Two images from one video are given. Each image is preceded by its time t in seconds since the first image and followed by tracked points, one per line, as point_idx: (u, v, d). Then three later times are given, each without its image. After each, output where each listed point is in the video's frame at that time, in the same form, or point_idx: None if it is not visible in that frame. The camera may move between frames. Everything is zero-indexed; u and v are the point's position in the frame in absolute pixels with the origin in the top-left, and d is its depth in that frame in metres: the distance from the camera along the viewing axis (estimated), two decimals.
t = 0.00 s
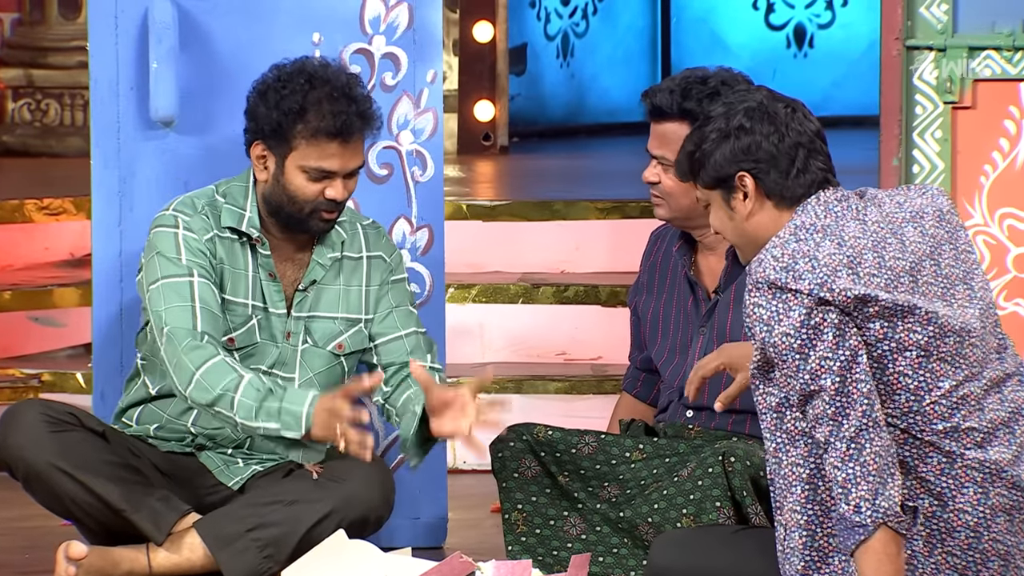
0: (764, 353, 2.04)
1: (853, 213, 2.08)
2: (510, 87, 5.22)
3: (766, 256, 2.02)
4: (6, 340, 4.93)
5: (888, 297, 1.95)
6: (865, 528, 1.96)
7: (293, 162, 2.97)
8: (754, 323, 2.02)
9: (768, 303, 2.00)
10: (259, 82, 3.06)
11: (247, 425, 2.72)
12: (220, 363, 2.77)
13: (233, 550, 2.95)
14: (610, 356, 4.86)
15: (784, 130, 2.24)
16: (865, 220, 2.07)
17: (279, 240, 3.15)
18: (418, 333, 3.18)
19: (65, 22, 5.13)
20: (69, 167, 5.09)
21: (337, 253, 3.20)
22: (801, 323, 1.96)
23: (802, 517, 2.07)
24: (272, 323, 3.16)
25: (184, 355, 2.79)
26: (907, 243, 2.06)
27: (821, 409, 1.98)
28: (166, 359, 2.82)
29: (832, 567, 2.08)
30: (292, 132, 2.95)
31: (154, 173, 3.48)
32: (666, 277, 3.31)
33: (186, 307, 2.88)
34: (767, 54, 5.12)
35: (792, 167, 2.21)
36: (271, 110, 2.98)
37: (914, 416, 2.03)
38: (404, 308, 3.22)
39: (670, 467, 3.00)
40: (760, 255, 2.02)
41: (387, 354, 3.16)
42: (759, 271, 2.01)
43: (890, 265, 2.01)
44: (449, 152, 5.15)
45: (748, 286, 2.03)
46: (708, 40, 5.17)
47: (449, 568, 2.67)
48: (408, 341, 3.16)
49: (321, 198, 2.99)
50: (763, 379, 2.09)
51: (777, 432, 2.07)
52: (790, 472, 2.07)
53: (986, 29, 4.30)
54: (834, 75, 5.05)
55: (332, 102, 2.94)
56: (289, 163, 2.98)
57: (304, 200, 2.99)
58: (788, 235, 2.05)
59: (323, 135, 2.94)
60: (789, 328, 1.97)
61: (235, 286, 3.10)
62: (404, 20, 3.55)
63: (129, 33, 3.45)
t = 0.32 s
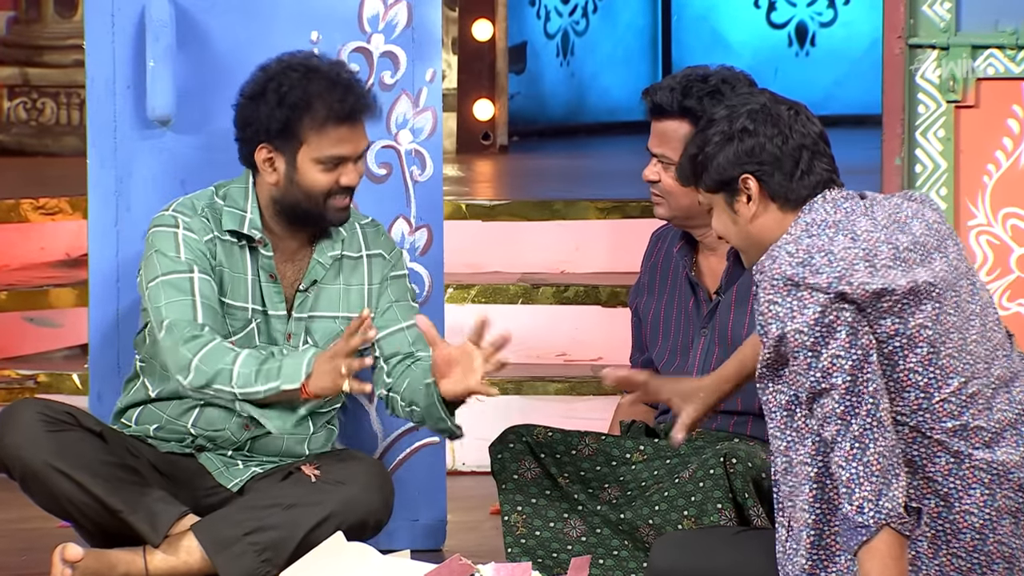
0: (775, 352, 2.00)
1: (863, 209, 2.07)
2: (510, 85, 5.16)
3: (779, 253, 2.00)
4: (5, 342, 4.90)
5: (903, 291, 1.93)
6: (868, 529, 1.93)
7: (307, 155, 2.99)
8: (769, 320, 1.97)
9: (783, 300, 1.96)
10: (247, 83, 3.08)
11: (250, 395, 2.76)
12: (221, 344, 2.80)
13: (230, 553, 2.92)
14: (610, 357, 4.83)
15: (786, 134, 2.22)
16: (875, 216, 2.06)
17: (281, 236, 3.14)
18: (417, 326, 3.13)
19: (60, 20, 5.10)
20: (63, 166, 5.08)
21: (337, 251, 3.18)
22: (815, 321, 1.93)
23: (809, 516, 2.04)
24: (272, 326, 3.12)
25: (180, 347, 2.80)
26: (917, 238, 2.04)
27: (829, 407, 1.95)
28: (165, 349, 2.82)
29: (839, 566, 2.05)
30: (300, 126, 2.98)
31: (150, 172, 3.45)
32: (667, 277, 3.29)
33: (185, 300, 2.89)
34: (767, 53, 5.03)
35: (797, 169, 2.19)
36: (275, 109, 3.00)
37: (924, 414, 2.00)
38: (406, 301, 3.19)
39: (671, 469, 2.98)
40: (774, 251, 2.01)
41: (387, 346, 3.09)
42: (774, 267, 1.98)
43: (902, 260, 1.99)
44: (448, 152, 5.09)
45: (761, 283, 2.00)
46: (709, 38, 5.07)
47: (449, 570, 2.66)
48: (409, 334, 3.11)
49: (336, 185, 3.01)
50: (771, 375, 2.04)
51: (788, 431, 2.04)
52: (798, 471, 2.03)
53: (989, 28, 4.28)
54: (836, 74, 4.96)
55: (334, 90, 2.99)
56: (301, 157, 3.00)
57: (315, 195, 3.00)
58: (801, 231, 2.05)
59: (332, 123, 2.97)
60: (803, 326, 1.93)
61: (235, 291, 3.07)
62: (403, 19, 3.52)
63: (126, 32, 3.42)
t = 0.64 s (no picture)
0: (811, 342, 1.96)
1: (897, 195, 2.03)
2: (510, 83, 4.96)
3: (823, 244, 1.95)
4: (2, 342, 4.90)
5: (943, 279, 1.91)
6: (874, 525, 1.91)
7: (307, 123, 3.04)
8: (813, 313, 1.94)
9: (831, 294, 1.92)
10: (229, 72, 3.13)
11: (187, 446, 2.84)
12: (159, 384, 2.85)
13: (227, 553, 2.89)
14: (610, 357, 4.80)
15: (784, 132, 2.01)
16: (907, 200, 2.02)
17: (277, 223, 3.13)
18: (418, 335, 3.19)
19: (57, 17, 5.05)
20: (60, 166, 5.03)
21: (332, 244, 3.16)
22: (865, 315, 1.89)
23: (828, 509, 2.01)
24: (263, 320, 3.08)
25: (117, 374, 2.86)
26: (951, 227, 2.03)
27: (854, 400, 1.92)
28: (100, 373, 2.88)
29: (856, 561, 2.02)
30: (296, 98, 3.04)
31: (147, 171, 3.42)
32: (668, 277, 3.26)
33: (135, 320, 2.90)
34: (771, 50, 4.92)
35: (784, 176, 2.03)
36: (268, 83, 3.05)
37: (951, 403, 1.97)
38: (410, 306, 3.21)
39: (672, 470, 2.96)
40: (817, 243, 1.95)
41: (387, 360, 3.18)
42: (820, 258, 1.94)
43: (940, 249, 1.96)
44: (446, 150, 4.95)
45: (805, 275, 1.95)
46: (710, 36, 4.94)
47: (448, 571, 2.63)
48: (406, 347, 3.17)
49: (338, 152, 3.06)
50: (794, 366, 2.02)
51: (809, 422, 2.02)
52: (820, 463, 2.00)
53: (993, 26, 4.25)
54: (839, 71, 4.89)
55: (321, 56, 3.06)
56: (302, 126, 3.05)
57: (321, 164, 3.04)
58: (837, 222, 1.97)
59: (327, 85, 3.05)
60: (850, 320, 1.90)
61: (219, 287, 3.05)
62: (401, 16, 3.49)
63: (123, 30, 3.39)
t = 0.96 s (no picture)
0: (752, 353, 2.06)
1: (847, 214, 2.09)
2: (511, 87, 5.02)
3: (756, 258, 2.05)
4: (9, 338, 5.01)
5: (876, 299, 1.98)
6: (861, 526, 1.98)
7: (285, 157, 3.00)
8: (745, 322, 2.04)
9: (757, 302, 2.03)
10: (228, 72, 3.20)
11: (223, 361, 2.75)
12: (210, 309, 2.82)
13: (236, 547, 2.97)
14: (610, 354, 4.88)
15: (784, 124, 2.25)
16: (857, 220, 2.08)
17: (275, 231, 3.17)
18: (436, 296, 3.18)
19: (69, 22, 5.08)
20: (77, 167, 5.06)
21: (332, 241, 3.22)
22: (791, 323, 1.99)
23: (790, 513, 2.10)
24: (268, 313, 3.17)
25: (169, 310, 2.83)
26: (902, 244, 2.08)
27: (812, 408, 2.00)
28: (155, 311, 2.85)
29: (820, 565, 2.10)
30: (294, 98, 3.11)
31: (156, 172, 3.50)
32: (665, 274, 3.34)
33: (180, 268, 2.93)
34: (764, 56, 4.98)
35: (790, 163, 2.22)
36: (264, 105, 3.02)
37: (903, 416, 2.05)
38: (416, 278, 3.23)
39: (671, 465, 3.04)
40: (751, 254, 2.05)
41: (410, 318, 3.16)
42: (750, 272, 2.04)
43: (879, 269, 2.03)
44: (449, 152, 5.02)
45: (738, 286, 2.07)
46: (708, 40, 5.00)
47: (452, 565, 2.69)
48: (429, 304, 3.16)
49: (311, 194, 3.02)
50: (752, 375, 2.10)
51: (767, 429, 2.09)
52: (779, 468, 2.10)
53: (984, 30, 4.32)
54: (833, 75, 4.92)
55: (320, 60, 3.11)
56: (282, 159, 3.01)
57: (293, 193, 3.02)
58: (781, 235, 2.07)
59: (314, 130, 2.97)
60: (780, 328, 2.00)
61: (233, 272, 3.14)
62: (405, 20, 3.57)
63: (133, 34, 3.47)
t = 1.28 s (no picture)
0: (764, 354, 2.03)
1: (854, 214, 2.07)
2: (510, 87, 5.08)
3: (765, 257, 2.02)
4: (6, 340, 4.96)
5: (888, 297, 1.95)
6: (865, 528, 1.96)
7: (293, 162, 2.96)
8: (755, 323, 2.01)
9: (768, 303, 1.99)
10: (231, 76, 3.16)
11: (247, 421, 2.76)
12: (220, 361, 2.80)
13: (232, 550, 2.95)
14: (610, 356, 4.86)
15: (784, 130, 2.25)
16: (865, 219, 2.07)
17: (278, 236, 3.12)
18: (417, 333, 3.19)
19: (65, 22, 5.11)
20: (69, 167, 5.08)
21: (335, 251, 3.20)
22: (802, 324, 1.96)
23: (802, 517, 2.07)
24: (271, 325, 3.15)
25: (182, 358, 2.81)
26: (908, 244, 2.06)
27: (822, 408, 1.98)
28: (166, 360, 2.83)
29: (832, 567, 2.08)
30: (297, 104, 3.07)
31: (153, 172, 3.48)
32: (665, 278, 3.31)
33: (186, 307, 2.90)
34: (766, 54, 4.98)
35: (792, 168, 2.21)
36: (271, 110, 2.97)
37: (914, 416, 2.02)
38: (404, 308, 3.22)
39: (670, 466, 3.00)
40: (761, 255, 2.02)
41: (387, 354, 3.16)
42: (760, 271, 2.01)
43: (889, 266, 2.00)
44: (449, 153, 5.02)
45: (748, 286, 2.03)
46: (708, 40, 5.03)
47: (450, 567, 2.67)
48: (404, 342, 3.17)
49: (321, 198, 2.98)
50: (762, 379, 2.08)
51: (777, 432, 2.07)
52: (790, 472, 2.07)
53: (987, 29, 4.30)
54: (835, 74, 4.92)
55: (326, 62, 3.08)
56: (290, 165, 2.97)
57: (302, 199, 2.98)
58: (789, 235, 2.05)
59: (322, 135, 2.93)
60: (790, 329, 1.97)
61: (235, 286, 3.09)
62: (404, 20, 3.55)
63: (129, 33, 3.45)
